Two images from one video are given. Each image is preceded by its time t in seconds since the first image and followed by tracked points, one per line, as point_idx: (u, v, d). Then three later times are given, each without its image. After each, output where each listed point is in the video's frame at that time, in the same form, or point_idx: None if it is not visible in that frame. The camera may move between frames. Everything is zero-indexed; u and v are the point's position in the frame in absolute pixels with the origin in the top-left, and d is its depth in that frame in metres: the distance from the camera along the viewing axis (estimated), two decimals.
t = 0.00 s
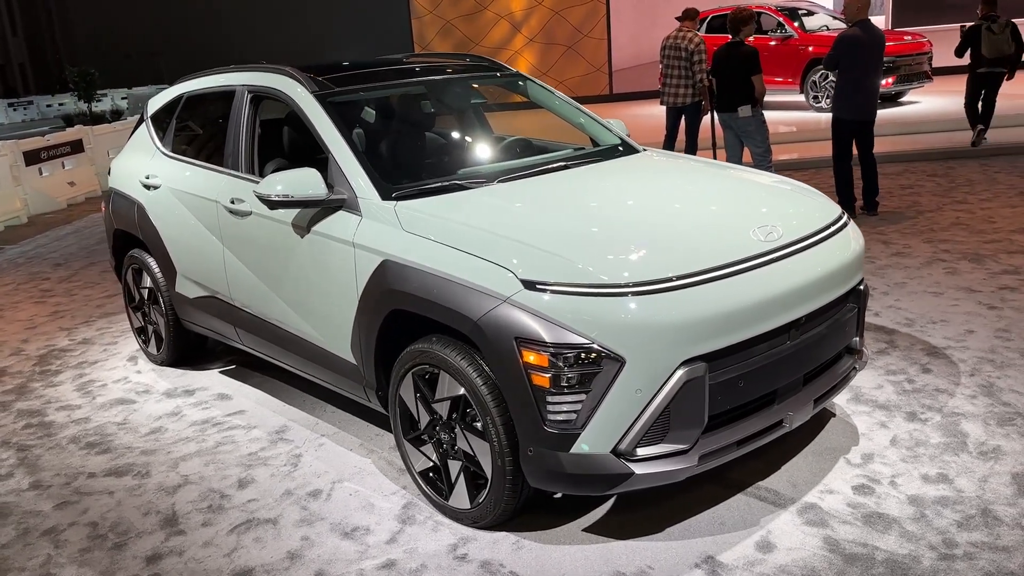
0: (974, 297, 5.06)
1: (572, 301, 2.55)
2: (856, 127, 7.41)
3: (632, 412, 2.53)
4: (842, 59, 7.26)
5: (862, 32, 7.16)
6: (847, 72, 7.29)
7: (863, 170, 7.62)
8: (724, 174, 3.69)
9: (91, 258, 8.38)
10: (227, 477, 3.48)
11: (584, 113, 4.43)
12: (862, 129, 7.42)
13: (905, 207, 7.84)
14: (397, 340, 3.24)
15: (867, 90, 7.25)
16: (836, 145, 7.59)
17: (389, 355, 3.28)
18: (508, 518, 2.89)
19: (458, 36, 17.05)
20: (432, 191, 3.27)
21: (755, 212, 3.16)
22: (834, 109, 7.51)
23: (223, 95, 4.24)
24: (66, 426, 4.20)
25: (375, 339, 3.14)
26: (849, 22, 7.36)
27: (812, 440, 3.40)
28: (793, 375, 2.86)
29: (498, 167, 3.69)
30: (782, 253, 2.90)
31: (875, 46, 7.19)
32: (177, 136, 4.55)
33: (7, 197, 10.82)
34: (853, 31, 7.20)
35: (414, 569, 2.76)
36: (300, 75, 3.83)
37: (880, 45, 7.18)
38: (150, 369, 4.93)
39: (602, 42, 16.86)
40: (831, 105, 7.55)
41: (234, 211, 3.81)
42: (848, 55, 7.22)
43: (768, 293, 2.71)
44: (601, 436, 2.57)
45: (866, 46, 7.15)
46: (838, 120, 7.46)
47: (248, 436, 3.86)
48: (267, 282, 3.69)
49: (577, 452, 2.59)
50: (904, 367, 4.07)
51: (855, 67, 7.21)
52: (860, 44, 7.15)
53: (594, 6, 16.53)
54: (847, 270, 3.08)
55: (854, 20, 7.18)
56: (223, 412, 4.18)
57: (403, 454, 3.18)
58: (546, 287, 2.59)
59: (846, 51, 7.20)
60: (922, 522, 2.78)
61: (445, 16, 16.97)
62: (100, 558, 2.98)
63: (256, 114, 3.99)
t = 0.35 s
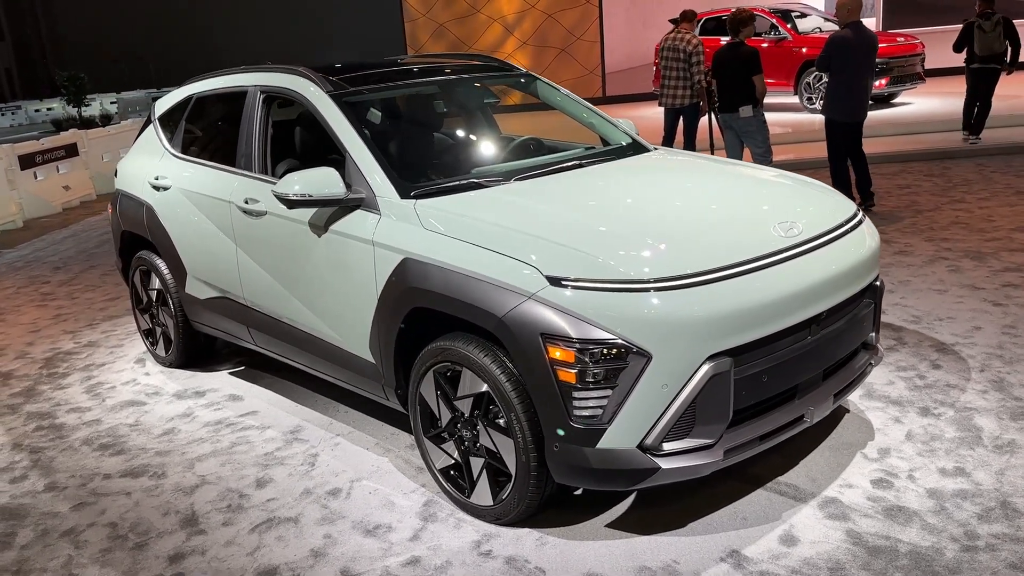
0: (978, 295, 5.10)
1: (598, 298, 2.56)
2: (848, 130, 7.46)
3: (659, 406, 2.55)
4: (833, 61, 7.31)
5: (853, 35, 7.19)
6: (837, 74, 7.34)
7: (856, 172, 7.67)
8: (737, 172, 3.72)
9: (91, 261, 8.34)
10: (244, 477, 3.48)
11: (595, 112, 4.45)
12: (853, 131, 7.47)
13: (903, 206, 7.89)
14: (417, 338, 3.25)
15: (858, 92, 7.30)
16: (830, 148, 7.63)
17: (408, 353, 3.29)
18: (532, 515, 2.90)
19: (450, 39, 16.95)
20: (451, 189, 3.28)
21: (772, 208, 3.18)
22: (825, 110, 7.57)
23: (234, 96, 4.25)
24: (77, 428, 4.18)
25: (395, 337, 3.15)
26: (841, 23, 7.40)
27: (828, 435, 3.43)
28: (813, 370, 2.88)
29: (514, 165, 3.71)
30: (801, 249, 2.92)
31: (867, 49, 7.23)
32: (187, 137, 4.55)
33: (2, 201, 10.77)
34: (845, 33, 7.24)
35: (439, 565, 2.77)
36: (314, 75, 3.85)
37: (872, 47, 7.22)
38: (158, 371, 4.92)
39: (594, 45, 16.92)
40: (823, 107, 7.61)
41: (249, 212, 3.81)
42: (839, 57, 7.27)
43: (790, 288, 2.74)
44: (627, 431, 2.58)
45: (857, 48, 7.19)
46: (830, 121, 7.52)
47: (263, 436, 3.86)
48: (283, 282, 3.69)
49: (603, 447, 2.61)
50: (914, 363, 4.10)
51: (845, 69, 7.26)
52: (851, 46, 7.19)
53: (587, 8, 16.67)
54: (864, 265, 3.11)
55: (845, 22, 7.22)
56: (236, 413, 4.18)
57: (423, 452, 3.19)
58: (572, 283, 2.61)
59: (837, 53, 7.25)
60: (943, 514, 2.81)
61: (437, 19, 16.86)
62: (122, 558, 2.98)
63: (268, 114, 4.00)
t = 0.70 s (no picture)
0: (972, 292, 5.18)
1: (613, 295, 2.61)
2: (839, 131, 7.52)
3: (673, 400, 2.60)
4: (824, 63, 7.39)
5: (842, 37, 7.27)
6: (828, 76, 7.42)
7: (847, 171, 7.75)
8: (740, 172, 3.78)
9: (87, 265, 8.33)
10: (256, 475, 3.50)
11: (599, 114, 4.50)
12: (844, 132, 7.54)
13: (895, 206, 7.99)
14: (428, 337, 3.29)
15: (848, 94, 7.37)
16: (823, 149, 7.71)
17: (420, 351, 3.32)
18: (546, 509, 2.94)
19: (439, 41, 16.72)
20: (462, 189, 3.32)
21: (778, 206, 3.24)
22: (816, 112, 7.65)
23: (240, 98, 4.28)
24: (85, 429, 4.19)
25: (408, 334, 3.19)
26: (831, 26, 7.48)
27: (833, 430, 3.49)
28: (821, 365, 2.94)
29: (521, 166, 3.75)
30: (810, 246, 2.98)
31: (856, 50, 7.29)
32: (192, 139, 4.56)
33: None
34: (834, 36, 7.32)
35: (456, 559, 2.81)
36: (322, 77, 3.88)
37: (862, 50, 7.29)
38: (162, 372, 4.93)
39: (584, 48, 16.81)
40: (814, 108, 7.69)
41: (257, 213, 3.84)
42: (829, 59, 7.35)
43: (800, 284, 2.79)
44: (642, 425, 2.63)
45: (846, 50, 7.27)
46: (821, 123, 7.60)
47: (272, 435, 3.88)
48: (292, 282, 3.72)
49: (618, 441, 2.65)
50: (913, 359, 4.17)
51: (835, 71, 7.34)
52: (840, 49, 7.26)
53: (577, 12, 16.55)
54: (869, 262, 3.18)
55: (835, 25, 7.29)
56: (244, 413, 4.20)
57: (436, 448, 3.23)
58: (588, 279, 2.65)
59: (826, 56, 7.33)
60: (949, 505, 2.87)
61: (427, 23, 16.68)
62: (138, 556, 3.00)
63: (275, 117, 4.03)
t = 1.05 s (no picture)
0: (959, 288, 5.30)
1: (620, 289, 2.67)
2: (828, 130, 7.64)
3: (678, 391, 2.68)
4: (812, 63, 7.51)
5: (829, 38, 7.39)
6: (816, 76, 7.53)
7: (834, 171, 7.87)
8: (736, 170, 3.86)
9: (79, 266, 8.32)
10: (263, 470, 3.55)
11: (596, 114, 4.58)
12: (832, 131, 7.65)
13: (881, 205, 8.12)
14: (434, 332, 3.35)
15: (835, 93, 7.49)
16: (811, 148, 7.83)
17: (425, 347, 3.38)
18: (552, 499, 3.00)
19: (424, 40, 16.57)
20: (467, 187, 3.38)
21: (776, 203, 3.32)
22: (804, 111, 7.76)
23: (242, 99, 4.32)
24: (88, 428, 4.22)
25: (415, 330, 3.24)
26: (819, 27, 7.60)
27: (828, 421, 3.58)
28: (819, 357, 3.02)
29: (522, 164, 3.81)
30: (807, 241, 3.06)
31: (843, 51, 7.42)
32: (194, 139, 4.60)
33: None
34: (822, 37, 7.44)
35: (465, 549, 2.87)
36: (325, 78, 3.93)
37: (848, 50, 7.42)
38: (163, 372, 4.95)
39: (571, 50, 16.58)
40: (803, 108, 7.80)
41: (261, 211, 3.88)
42: (816, 60, 7.47)
43: (799, 278, 2.87)
44: (648, 415, 2.70)
45: (833, 51, 7.39)
46: (809, 122, 7.72)
47: (277, 432, 3.93)
48: (297, 280, 3.77)
49: (624, 431, 2.72)
50: (904, 353, 4.27)
51: (822, 71, 7.46)
52: (828, 49, 7.39)
53: (563, 14, 16.46)
54: (864, 257, 3.27)
55: (823, 26, 7.42)
56: (247, 410, 4.24)
57: (442, 442, 3.29)
58: (593, 274, 2.72)
59: (814, 56, 7.45)
60: (943, 492, 2.96)
61: (414, 24, 16.59)
62: (150, 550, 3.04)
63: (278, 117, 4.07)
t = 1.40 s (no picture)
0: (954, 286, 5.36)
1: (631, 287, 2.69)
2: (821, 128, 7.71)
3: (690, 388, 2.70)
4: (806, 62, 7.56)
5: (824, 38, 7.44)
6: (810, 75, 7.58)
7: (825, 169, 7.94)
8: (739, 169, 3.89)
9: (71, 266, 8.26)
10: (270, 469, 3.55)
11: (596, 113, 4.60)
12: (825, 130, 7.72)
13: (873, 203, 8.19)
14: (441, 331, 3.36)
15: (829, 93, 7.55)
16: (803, 146, 7.90)
17: (433, 345, 3.39)
18: (562, 496, 3.02)
19: (412, 38, 16.31)
20: (474, 186, 3.39)
21: (781, 201, 3.35)
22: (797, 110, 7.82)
23: (244, 97, 4.31)
24: (90, 428, 4.20)
25: (424, 328, 3.25)
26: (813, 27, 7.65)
27: (832, 417, 3.61)
28: (825, 354, 3.06)
29: (526, 163, 3.83)
30: (815, 239, 3.09)
31: (837, 52, 7.48)
32: (194, 138, 4.58)
33: None
34: (817, 37, 7.49)
35: (477, 545, 2.88)
36: (329, 76, 3.92)
37: (842, 51, 7.49)
38: (162, 371, 4.93)
39: (560, 49, 16.33)
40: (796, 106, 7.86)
41: (266, 210, 3.88)
42: (811, 59, 7.52)
43: (808, 275, 2.90)
44: (660, 412, 2.73)
45: (827, 52, 7.45)
46: (802, 121, 7.78)
47: (282, 431, 3.92)
48: (302, 279, 3.77)
49: (636, 428, 2.75)
50: (903, 350, 4.32)
51: (817, 71, 7.52)
52: (822, 50, 7.44)
53: (552, 13, 16.18)
54: (869, 255, 3.30)
55: (818, 26, 7.46)
56: (250, 409, 4.23)
57: (451, 440, 3.30)
58: (605, 272, 2.74)
59: (809, 56, 7.51)
60: (948, 487, 3.00)
61: (403, 22, 16.27)
62: (161, 549, 3.04)
63: (281, 116, 4.07)
